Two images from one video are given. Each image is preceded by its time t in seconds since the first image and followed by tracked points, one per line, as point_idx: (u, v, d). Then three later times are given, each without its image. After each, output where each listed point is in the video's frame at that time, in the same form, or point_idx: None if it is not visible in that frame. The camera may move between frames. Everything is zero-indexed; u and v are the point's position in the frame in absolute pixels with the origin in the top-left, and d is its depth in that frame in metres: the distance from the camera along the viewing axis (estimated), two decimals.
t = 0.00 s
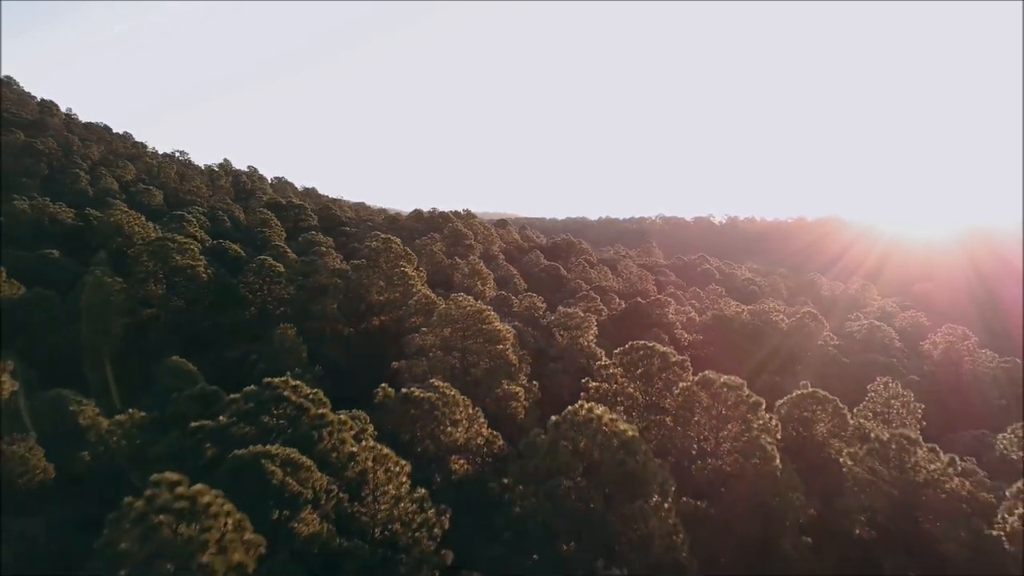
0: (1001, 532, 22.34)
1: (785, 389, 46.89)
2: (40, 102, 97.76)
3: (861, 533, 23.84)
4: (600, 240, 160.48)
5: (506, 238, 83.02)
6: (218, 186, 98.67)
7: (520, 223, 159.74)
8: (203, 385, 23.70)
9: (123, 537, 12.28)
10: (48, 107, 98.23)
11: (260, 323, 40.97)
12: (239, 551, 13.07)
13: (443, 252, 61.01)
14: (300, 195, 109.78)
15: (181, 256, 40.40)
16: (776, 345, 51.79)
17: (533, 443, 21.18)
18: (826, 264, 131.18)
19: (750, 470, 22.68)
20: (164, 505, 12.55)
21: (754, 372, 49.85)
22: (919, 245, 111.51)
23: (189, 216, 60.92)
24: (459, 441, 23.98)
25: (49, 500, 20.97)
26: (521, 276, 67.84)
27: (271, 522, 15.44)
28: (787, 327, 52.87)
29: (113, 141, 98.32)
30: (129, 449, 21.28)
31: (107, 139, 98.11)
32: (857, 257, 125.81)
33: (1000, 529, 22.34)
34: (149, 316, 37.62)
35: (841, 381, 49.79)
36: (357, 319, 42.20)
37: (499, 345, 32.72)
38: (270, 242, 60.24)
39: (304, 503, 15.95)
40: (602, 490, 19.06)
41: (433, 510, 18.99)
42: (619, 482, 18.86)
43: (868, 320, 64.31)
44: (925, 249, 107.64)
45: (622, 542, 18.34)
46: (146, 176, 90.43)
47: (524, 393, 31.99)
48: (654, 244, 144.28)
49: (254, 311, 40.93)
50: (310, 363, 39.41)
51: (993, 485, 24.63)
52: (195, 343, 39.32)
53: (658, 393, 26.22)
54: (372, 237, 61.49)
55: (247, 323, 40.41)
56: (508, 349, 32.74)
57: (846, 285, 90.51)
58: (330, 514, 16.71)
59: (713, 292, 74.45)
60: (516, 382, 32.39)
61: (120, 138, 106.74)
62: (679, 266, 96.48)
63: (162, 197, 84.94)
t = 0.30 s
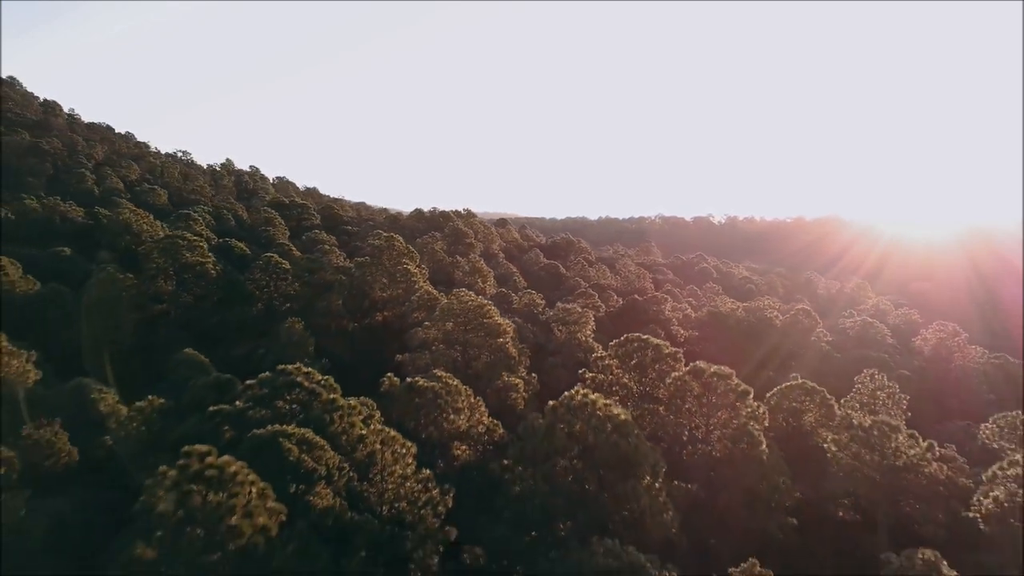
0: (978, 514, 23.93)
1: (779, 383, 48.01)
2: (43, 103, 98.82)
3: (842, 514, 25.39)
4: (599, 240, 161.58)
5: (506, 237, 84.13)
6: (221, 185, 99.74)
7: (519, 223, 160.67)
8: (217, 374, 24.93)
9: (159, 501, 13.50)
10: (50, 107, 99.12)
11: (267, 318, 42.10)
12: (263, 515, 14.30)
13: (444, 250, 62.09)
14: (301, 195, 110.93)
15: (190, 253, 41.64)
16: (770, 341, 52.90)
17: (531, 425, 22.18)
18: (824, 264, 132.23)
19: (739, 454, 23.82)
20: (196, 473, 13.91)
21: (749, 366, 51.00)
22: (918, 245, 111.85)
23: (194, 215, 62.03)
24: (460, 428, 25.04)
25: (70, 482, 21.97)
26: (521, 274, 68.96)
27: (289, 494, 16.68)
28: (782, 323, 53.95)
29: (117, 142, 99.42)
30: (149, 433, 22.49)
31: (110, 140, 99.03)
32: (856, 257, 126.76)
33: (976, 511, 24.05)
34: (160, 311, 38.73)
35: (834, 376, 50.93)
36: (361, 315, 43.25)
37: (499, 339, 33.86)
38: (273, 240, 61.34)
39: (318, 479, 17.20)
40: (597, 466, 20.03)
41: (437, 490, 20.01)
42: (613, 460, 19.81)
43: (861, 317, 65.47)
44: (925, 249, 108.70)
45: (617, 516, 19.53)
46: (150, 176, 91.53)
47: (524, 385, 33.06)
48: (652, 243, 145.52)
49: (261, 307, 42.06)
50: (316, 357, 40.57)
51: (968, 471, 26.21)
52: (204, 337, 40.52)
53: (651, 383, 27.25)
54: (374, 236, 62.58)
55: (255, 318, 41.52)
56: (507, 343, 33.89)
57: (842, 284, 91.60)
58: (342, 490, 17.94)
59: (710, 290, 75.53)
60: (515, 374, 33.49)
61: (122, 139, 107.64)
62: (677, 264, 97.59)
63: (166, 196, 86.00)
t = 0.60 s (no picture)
0: (954, 496, 25.80)
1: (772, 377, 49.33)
2: (47, 103, 100.24)
3: (826, 496, 26.10)
4: (598, 240, 162.80)
5: (506, 236, 85.40)
6: (224, 185, 101.00)
7: (519, 222, 161.95)
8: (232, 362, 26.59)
9: (194, 467, 15.12)
10: (53, 108, 100.27)
11: (275, 312, 43.48)
12: (287, 482, 15.82)
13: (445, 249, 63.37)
14: (304, 195, 112.21)
15: (200, 250, 43.27)
16: (764, 336, 54.25)
17: (530, 409, 23.49)
18: (822, 264, 133.29)
19: (727, 439, 25.26)
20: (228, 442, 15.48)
21: (742, 361, 52.31)
22: (918, 246, 113.19)
23: (201, 213, 63.37)
24: (463, 415, 25.90)
25: (97, 462, 23.40)
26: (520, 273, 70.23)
27: (304, 467, 17.94)
28: (775, 319, 55.26)
29: (122, 142, 100.80)
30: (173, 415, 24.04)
31: (114, 140, 100.37)
32: (855, 257, 128.00)
33: (952, 492, 25.80)
34: (170, 305, 40.51)
35: (825, 371, 52.23)
36: (365, 310, 44.55)
37: (500, 332, 35.23)
38: (278, 238, 62.68)
39: (333, 455, 18.49)
40: (591, 445, 21.43)
41: (441, 469, 21.32)
42: (605, 438, 21.28)
43: (855, 314, 66.79)
44: (925, 250, 109.33)
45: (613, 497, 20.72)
46: (155, 175, 92.87)
47: (523, 375, 34.41)
48: (651, 243, 146.79)
49: (268, 302, 43.49)
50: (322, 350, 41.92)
51: (947, 455, 27.68)
52: (215, 331, 41.88)
53: (645, 373, 28.64)
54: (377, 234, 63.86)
55: (264, 312, 42.56)
56: (508, 336, 35.24)
57: (838, 282, 92.83)
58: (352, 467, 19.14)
59: (706, 287, 76.84)
60: (515, 365, 34.87)
61: (125, 139, 108.95)
62: (675, 263, 98.86)
63: (170, 195, 87.27)
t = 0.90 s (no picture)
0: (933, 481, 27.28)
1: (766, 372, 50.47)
2: (50, 104, 101.28)
3: (812, 481, 27.17)
4: (598, 240, 163.78)
5: (506, 235, 86.46)
6: (227, 185, 102.05)
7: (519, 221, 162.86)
8: (243, 353, 27.71)
9: (220, 443, 16.85)
10: (56, 108, 101.29)
11: (281, 307, 44.68)
12: (304, 458, 17.50)
13: (446, 247, 64.48)
14: (305, 194, 113.29)
15: (208, 248, 44.81)
16: (758, 333, 55.44)
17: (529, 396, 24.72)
18: (822, 264, 134.11)
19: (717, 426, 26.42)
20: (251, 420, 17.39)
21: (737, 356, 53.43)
22: (918, 245, 113.83)
23: (206, 212, 64.48)
24: (464, 404, 26.99)
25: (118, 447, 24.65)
26: (520, 271, 71.30)
27: (318, 447, 19.03)
28: (770, 316, 56.40)
29: (125, 142, 101.87)
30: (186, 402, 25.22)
31: (118, 140, 101.42)
32: (855, 257, 128.93)
33: (931, 478, 27.23)
34: (179, 301, 41.93)
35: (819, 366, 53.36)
36: (368, 306, 45.64)
37: (500, 326, 36.40)
38: (282, 236, 63.83)
39: (344, 437, 19.78)
40: (586, 430, 22.65)
41: (445, 453, 22.42)
42: (600, 423, 22.61)
43: (849, 312, 67.93)
44: (925, 250, 109.31)
45: (608, 480, 21.82)
46: (158, 175, 93.99)
47: (523, 368, 35.53)
48: (650, 243, 147.78)
49: (275, 297, 44.70)
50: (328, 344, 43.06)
51: (928, 443, 29.00)
52: (223, 325, 43.05)
53: (639, 365, 29.77)
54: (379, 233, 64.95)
55: (271, 307, 43.67)
56: (508, 330, 36.39)
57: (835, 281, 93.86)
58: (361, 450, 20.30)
59: (703, 285, 77.95)
60: (515, 358, 36.02)
61: (129, 138, 109.96)
62: (673, 262, 99.96)
63: (174, 194, 88.32)
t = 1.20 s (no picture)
0: (915, 467, 28.24)
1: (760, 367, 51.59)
2: (53, 104, 102.34)
3: (800, 468, 27.61)
4: (597, 240, 164.77)
5: (506, 234, 87.56)
6: (229, 185, 103.08)
7: (519, 221, 163.88)
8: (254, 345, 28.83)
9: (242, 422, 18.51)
10: (60, 108, 102.34)
11: (287, 304, 45.85)
12: (319, 436, 19.02)
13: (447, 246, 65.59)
14: (307, 194, 114.35)
15: (217, 246, 46.07)
16: (753, 330, 56.63)
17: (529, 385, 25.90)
18: (822, 264, 135.11)
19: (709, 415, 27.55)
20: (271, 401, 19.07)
21: (734, 353, 54.53)
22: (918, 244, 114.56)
23: (211, 211, 65.64)
24: (466, 394, 27.94)
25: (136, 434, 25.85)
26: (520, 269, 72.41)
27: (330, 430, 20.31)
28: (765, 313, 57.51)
29: (129, 142, 102.99)
30: (200, 391, 26.37)
31: (122, 141, 102.51)
32: (854, 256, 130.03)
33: (914, 464, 28.22)
34: (188, 298, 43.07)
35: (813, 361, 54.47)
36: (372, 303, 46.67)
37: (500, 321, 37.52)
38: (285, 235, 64.95)
39: (354, 421, 21.02)
40: (583, 416, 23.81)
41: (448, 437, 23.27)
42: (595, 410, 23.81)
43: (844, 309, 69.07)
44: (925, 250, 109.87)
45: (604, 463, 22.96)
46: (162, 175, 95.12)
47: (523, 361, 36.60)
48: (649, 242, 148.76)
49: (281, 293, 45.88)
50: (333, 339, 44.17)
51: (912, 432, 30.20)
52: (230, 320, 44.18)
53: (635, 357, 30.91)
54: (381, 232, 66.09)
55: (277, 303, 44.86)
56: (508, 325, 37.51)
57: (831, 279, 94.92)
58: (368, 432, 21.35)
59: (701, 283, 79.03)
60: (515, 352, 37.12)
61: (131, 138, 111.03)
62: (671, 261, 101.10)
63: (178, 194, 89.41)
